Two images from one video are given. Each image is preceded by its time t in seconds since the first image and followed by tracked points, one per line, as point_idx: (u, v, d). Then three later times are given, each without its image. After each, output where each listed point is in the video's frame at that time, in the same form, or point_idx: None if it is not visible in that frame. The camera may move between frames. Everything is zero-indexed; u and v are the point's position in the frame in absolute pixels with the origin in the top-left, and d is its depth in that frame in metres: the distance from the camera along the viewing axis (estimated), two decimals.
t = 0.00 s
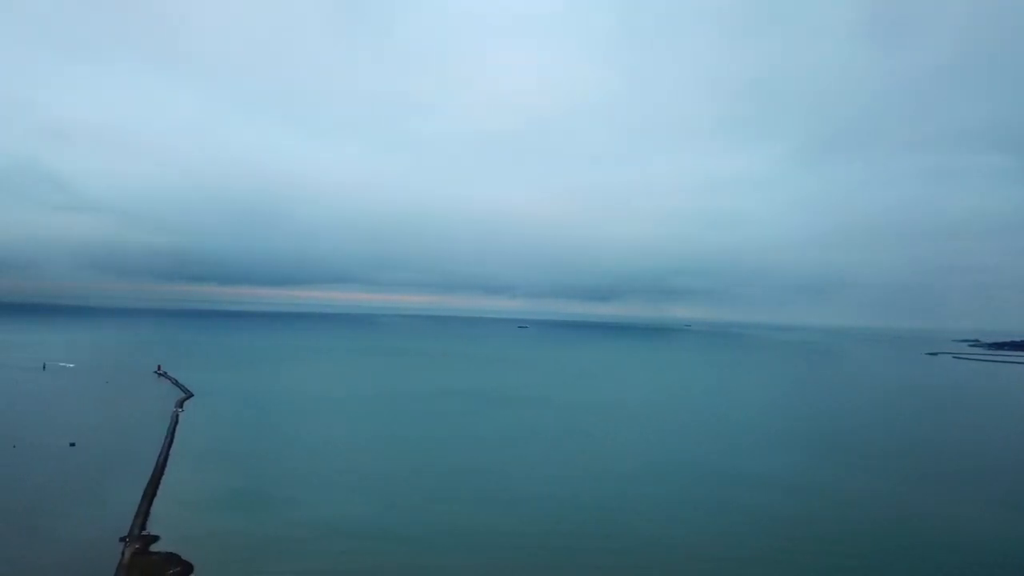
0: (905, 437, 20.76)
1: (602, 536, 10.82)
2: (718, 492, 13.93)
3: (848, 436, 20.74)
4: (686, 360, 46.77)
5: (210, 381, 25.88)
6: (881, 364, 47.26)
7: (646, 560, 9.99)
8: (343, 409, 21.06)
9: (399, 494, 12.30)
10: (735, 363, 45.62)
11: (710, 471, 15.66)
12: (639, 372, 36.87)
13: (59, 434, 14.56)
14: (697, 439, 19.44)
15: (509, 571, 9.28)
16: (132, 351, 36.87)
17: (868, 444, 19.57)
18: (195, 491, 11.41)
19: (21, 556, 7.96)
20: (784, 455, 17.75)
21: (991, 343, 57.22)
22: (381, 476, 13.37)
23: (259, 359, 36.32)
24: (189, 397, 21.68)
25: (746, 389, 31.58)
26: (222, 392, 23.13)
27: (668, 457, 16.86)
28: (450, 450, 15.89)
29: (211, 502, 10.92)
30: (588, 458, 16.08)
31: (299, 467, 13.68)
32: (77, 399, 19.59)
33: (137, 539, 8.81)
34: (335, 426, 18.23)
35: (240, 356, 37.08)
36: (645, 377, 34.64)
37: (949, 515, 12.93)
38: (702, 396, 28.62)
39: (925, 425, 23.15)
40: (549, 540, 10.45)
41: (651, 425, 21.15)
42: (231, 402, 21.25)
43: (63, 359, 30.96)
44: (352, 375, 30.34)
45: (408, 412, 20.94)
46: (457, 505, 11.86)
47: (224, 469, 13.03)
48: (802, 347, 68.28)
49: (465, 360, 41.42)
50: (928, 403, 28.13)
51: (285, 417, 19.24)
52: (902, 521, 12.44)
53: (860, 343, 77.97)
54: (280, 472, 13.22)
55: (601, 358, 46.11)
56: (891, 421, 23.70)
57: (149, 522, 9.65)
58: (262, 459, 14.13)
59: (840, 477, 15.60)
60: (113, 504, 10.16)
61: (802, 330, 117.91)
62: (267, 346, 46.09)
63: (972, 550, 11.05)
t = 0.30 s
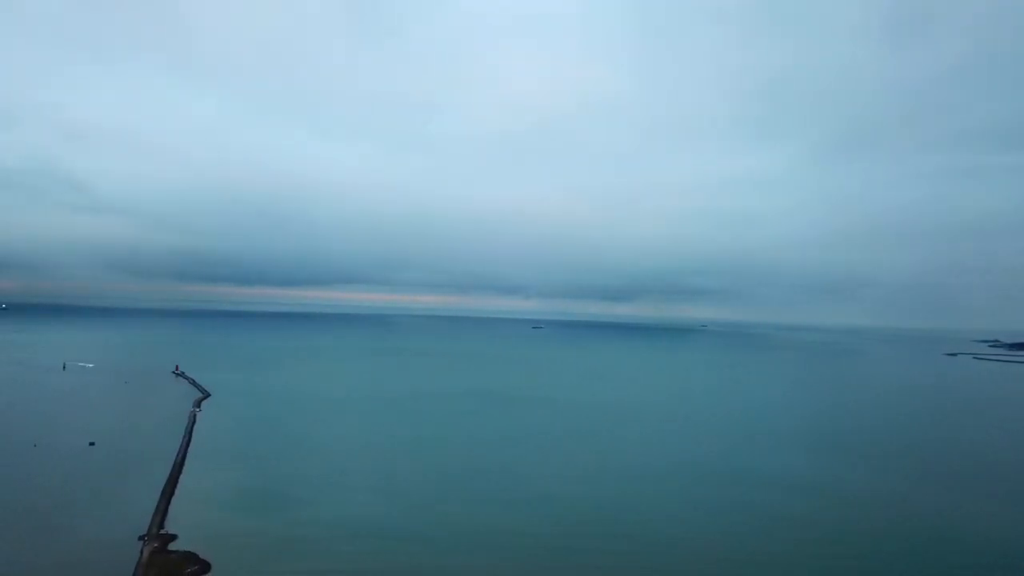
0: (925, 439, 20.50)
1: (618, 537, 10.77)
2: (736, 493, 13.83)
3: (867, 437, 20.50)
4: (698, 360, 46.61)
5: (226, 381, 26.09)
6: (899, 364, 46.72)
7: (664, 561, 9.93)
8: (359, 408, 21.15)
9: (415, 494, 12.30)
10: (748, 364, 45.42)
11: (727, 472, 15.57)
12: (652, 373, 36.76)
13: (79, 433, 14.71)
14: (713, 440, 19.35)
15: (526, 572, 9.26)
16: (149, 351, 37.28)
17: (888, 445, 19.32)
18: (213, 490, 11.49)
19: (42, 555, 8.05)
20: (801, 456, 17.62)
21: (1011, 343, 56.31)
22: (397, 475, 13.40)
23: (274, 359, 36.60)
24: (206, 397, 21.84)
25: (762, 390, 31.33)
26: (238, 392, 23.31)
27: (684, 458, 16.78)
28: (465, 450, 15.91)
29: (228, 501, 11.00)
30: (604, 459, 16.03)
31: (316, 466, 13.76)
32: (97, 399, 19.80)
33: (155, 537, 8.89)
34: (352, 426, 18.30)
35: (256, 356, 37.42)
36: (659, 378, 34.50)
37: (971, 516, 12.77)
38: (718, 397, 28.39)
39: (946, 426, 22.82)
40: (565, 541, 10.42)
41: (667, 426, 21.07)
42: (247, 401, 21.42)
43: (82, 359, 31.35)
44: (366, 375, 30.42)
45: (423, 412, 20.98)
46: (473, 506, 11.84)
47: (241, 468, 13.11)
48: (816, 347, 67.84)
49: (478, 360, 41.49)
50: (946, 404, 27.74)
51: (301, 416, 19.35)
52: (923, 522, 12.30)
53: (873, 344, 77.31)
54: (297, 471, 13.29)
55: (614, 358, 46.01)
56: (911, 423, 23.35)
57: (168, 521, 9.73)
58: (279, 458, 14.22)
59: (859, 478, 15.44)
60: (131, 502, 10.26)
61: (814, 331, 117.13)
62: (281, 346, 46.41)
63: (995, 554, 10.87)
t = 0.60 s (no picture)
0: (945, 439, 20.20)
1: (635, 538, 10.69)
2: (754, 494, 13.74)
3: (887, 438, 20.23)
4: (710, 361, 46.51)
5: (242, 381, 26.29)
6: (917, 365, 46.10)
7: (677, 562, 9.89)
8: (374, 409, 21.24)
9: (430, 494, 12.31)
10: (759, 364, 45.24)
11: (744, 472, 15.48)
12: (664, 373, 36.65)
13: (100, 433, 14.82)
14: (729, 440, 19.25)
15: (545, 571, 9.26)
16: (167, 351, 37.66)
17: (908, 446, 19.05)
18: (231, 489, 11.58)
19: (67, 552, 8.15)
20: (819, 456, 17.53)
21: None
22: (414, 476, 13.44)
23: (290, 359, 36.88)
24: (224, 396, 22.00)
25: (778, 390, 31.06)
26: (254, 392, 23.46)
27: (701, 458, 16.72)
28: (481, 450, 15.93)
29: (248, 500, 11.07)
30: (620, 459, 16.01)
31: (334, 466, 13.81)
32: (117, 399, 19.97)
33: (175, 536, 8.97)
34: (367, 426, 18.37)
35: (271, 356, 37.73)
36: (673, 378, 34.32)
37: (996, 517, 12.58)
38: (733, 397, 28.18)
39: (967, 427, 22.47)
40: (583, 542, 10.36)
41: (681, 426, 21.01)
42: (264, 401, 21.59)
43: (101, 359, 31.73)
44: (380, 375, 30.53)
45: (437, 413, 21.02)
46: (490, 506, 11.81)
47: (258, 468, 13.21)
48: (828, 347, 67.44)
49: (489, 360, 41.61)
50: (967, 404, 27.32)
51: (317, 416, 19.45)
52: (945, 522, 12.16)
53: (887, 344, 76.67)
54: (316, 471, 13.36)
55: (628, 359, 45.89)
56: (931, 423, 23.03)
57: (187, 519, 9.83)
58: (297, 458, 14.28)
59: (879, 479, 15.29)
60: (152, 501, 10.37)
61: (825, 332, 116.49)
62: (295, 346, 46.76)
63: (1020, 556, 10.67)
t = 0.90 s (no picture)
0: (960, 440, 20.03)
1: (651, 539, 10.65)
2: (767, 493, 13.70)
3: (901, 438, 20.09)
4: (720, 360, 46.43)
5: (256, 381, 26.44)
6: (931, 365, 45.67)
7: (673, 561, 9.89)
8: (385, 409, 21.32)
9: (443, 494, 12.34)
10: (770, 364, 45.12)
11: (759, 473, 15.43)
12: (675, 373, 36.62)
13: (119, 433, 14.91)
14: (742, 441, 19.18)
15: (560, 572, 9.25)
16: (180, 351, 38.00)
17: (921, 446, 18.92)
18: (246, 489, 11.66)
19: (87, 551, 8.21)
20: (833, 457, 17.44)
21: None
22: (429, 476, 13.44)
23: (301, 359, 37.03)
24: (243, 397, 22.03)
25: (790, 390, 30.90)
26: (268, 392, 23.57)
27: (715, 459, 16.69)
28: (495, 451, 15.93)
29: (265, 500, 11.11)
30: (633, 459, 15.97)
31: (349, 466, 13.85)
32: (134, 399, 20.11)
33: (192, 534, 9.06)
34: (380, 426, 18.44)
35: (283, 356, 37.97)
36: (684, 378, 34.31)
37: (1013, 519, 12.47)
38: (745, 398, 28.07)
39: (982, 427, 22.26)
40: (599, 544, 10.32)
41: (695, 426, 20.95)
42: (278, 401, 21.69)
43: (117, 359, 32.05)
44: (391, 375, 30.62)
45: (449, 413, 21.06)
46: (505, 507, 11.80)
47: (273, 467, 13.29)
48: (838, 348, 67.15)
49: (500, 360, 41.69)
50: (982, 405, 27.08)
51: (332, 416, 19.53)
52: (961, 524, 12.05)
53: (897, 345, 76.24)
54: (332, 471, 13.39)
55: (637, 359, 45.82)
56: (945, 424, 22.85)
57: (204, 518, 9.91)
58: (313, 458, 14.32)
59: (895, 480, 15.18)
60: (169, 499, 10.48)
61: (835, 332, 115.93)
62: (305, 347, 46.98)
63: None
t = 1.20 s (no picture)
0: (985, 442, 19.58)
1: (667, 540, 10.52)
2: (784, 495, 13.49)
3: (923, 440, 19.69)
4: (736, 361, 46.08)
5: (273, 381, 26.74)
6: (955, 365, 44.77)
7: (688, 563, 9.77)
8: (400, 409, 21.41)
9: (456, 494, 12.33)
10: (786, 364, 44.72)
11: (778, 474, 15.21)
12: (691, 373, 36.35)
13: (134, 433, 15.08)
14: (759, 441, 18.92)
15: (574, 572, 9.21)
16: (199, 351, 38.62)
17: (945, 449, 18.50)
18: (261, 488, 11.79)
19: (102, 551, 8.31)
20: (854, 458, 17.16)
21: None
22: (443, 476, 13.47)
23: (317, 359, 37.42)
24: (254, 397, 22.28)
25: (809, 390, 30.44)
26: (285, 392, 23.80)
27: (732, 459, 16.52)
28: (509, 450, 15.94)
29: (280, 500, 11.21)
30: (649, 459, 15.85)
31: (364, 466, 13.93)
32: (150, 399, 20.40)
33: (206, 534, 9.17)
34: (394, 426, 18.53)
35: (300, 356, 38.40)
36: (700, 379, 33.97)
37: None
38: (762, 398, 27.70)
39: (1008, 430, 21.72)
40: (614, 543, 10.24)
41: (712, 426, 20.75)
42: (295, 401, 21.92)
43: (135, 359, 32.60)
44: (406, 375, 30.77)
45: (463, 413, 21.09)
46: (520, 506, 11.78)
47: (287, 467, 13.39)
48: (859, 348, 66.21)
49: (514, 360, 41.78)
50: (1008, 406, 26.46)
51: (346, 416, 19.68)
52: (987, 532, 11.75)
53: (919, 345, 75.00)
54: (347, 471, 13.46)
55: (653, 359, 45.52)
56: (970, 425, 22.34)
57: (218, 518, 10.03)
58: (328, 458, 14.42)
59: (918, 483, 14.87)
60: (184, 499, 10.61)
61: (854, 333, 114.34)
62: (322, 347, 47.47)
63: None
